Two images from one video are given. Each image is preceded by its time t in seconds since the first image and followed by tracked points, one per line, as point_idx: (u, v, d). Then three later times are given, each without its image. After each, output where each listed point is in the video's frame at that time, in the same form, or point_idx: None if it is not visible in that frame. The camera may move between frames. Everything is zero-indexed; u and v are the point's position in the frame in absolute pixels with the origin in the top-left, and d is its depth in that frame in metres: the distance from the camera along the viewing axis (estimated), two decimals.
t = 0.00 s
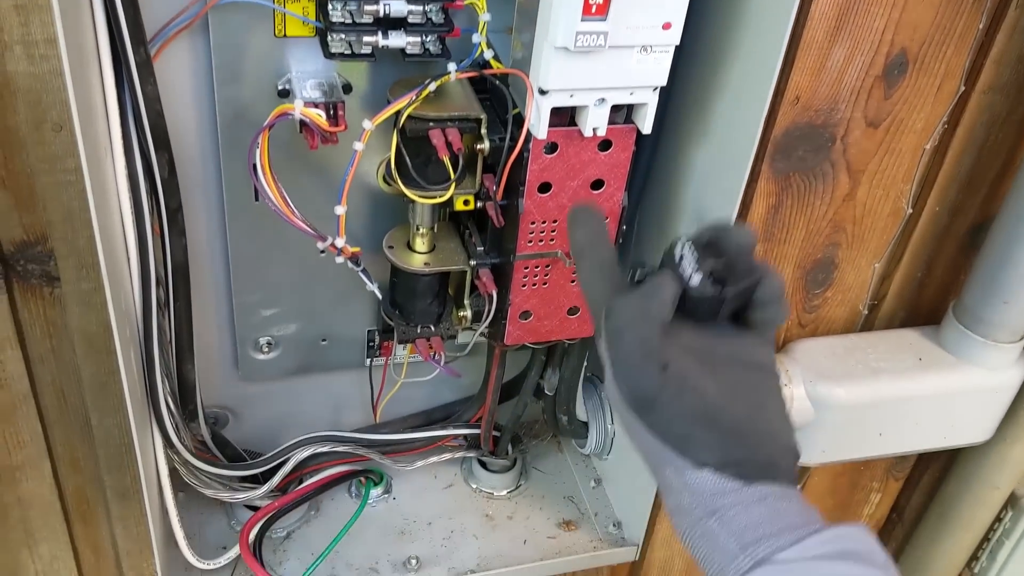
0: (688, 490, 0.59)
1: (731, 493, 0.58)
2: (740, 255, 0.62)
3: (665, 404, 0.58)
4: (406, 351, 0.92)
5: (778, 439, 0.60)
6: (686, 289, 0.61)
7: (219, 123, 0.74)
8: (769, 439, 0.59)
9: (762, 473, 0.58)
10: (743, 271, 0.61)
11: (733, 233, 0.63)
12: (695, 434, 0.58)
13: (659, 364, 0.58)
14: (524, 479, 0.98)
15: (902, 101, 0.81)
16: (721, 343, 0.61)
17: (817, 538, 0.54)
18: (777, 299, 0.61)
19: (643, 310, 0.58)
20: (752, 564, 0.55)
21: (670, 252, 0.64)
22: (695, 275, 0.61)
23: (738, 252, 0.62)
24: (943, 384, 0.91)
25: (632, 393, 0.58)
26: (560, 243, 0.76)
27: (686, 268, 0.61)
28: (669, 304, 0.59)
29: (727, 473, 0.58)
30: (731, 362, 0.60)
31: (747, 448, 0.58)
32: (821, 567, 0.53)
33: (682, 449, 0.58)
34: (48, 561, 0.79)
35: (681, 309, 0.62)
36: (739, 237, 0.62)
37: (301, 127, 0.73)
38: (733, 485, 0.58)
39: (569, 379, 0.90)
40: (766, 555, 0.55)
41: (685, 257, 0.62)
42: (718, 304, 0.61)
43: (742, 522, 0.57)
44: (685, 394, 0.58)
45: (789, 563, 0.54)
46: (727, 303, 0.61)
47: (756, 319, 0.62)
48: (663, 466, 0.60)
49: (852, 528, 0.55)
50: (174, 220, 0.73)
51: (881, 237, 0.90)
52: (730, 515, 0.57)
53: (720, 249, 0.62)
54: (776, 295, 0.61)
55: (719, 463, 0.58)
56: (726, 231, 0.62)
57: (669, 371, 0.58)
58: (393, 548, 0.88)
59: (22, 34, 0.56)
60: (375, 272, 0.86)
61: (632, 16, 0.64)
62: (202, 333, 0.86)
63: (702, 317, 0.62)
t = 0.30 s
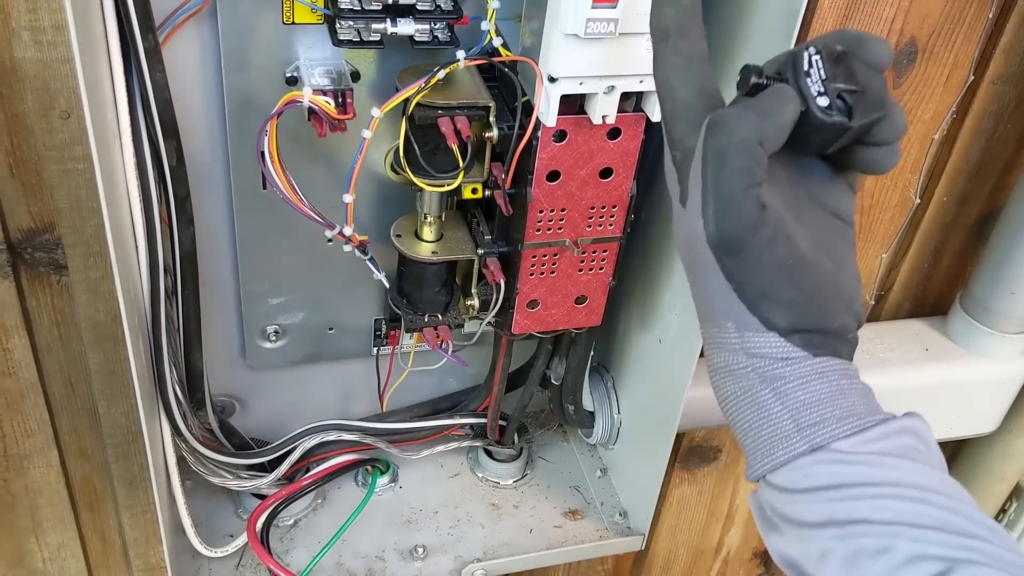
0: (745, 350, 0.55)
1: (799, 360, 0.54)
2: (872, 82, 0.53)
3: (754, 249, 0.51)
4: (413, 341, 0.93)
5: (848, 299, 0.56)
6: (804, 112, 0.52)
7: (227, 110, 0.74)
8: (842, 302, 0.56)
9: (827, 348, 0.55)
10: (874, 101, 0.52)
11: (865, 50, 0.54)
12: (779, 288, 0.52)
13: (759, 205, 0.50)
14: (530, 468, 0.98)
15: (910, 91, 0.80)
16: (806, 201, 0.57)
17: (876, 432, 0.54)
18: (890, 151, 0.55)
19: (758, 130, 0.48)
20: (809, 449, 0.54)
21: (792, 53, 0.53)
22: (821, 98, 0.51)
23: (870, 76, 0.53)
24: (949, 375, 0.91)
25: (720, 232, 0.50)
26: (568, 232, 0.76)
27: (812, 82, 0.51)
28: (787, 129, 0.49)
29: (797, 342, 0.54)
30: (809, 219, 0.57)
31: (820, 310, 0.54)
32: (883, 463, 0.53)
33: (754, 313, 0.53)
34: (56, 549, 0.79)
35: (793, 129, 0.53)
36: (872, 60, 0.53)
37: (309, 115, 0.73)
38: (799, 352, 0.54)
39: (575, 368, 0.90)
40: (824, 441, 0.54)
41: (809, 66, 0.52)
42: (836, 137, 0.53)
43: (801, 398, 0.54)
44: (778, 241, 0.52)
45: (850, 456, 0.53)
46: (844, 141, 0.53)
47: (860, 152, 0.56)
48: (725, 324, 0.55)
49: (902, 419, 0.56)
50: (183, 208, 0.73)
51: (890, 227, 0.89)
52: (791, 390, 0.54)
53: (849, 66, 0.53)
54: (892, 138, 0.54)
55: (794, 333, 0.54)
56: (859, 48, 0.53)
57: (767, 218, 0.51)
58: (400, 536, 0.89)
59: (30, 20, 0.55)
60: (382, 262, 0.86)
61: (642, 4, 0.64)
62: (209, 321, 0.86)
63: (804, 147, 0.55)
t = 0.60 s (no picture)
0: (703, 479, 0.60)
1: (750, 484, 0.59)
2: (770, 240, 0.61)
3: (688, 387, 0.58)
4: (414, 341, 0.93)
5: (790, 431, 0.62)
6: (711, 276, 0.61)
7: (230, 110, 0.74)
8: (782, 430, 0.61)
9: (776, 472, 0.59)
10: (769, 259, 0.61)
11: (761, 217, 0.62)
12: (716, 421, 0.59)
13: (685, 346, 0.58)
14: (531, 468, 0.98)
15: (910, 90, 0.80)
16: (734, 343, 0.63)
17: (830, 539, 0.57)
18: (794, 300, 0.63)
19: (671, 291, 0.57)
20: (768, 561, 0.57)
21: (696, 231, 0.62)
22: (723, 266, 0.60)
23: (763, 241, 0.60)
24: (949, 374, 0.91)
25: (657, 374, 0.58)
26: (569, 231, 0.76)
27: (714, 254, 0.60)
28: (697, 288, 0.58)
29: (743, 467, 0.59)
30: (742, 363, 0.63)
31: (763, 436, 0.59)
32: (836, 566, 0.55)
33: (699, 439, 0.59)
34: (58, 549, 0.79)
35: (705, 290, 0.63)
36: (767, 226, 0.61)
37: (311, 115, 0.73)
38: (750, 477, 0.59)
39: (575, 368, 0.90)
40: (781, 551, 0.57)
41: (710, 243, 0.61)
42: (742, 293, 0.62)
43: (757, 517, 0.58)
44: (707, 379, 0.59)
45: (804, 562, 0.56)
46: (750, 293, 0.62)
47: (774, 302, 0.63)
48: (681, 457, 0.61)
49: (861, 531, 0.59)
50: (185, 207, 0.73)
51: (889, 227, 0.90)
52: (746, 511, 0.59)
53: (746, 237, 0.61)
54: (793, 290, 0.63)
55: (736, 454, 0.59)
56: (752, 221, 0.61)
57: (695, 358, 0.58)
58: (402, 535, 0.89)
59: (33, 20, 0.56)
60: (384, 261, 0.87)
61: (644, 4, 0.64)
62: (211, 321, 0.86)
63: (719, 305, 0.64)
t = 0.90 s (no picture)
0: (734, 442, 0.58)
1: (786, 445, 0.57)
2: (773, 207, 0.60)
3: (705, 351, 0.57)
4: (414, 340, 0.93)
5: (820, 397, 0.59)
6: (717, 241, 0.58)
7: (230, 109, 0.74)
8: (815, 395, 0.58)
9: (808, 432, 0.57)
10: (777, 221, 0.59)
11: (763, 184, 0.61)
12: (739, 383, 0.57)
13: (697, 310, 0.57)
14: (531, 467, 0.98)
15: (910, 90, 0.80)
16: (753, 302, 0.60)
17: (868, 506, 0.54)
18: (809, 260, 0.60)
19: (675, 259, 0.56)
20: (801, 527, 0.55)
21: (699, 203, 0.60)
22: (727, 224, 0.58)
23: (768, 204, 0.59)
24: (949, 374, 0.91)
25: (672, 339, 0.57)
26: (569, 231, 0.76)
27: (717, 218, 0.58)
28: (703, 253, 0.57)
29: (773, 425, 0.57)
30: (765, 324, 0.59)
31: (789, 392, 0.57)
32: (873, 535, 0.53)
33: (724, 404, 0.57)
34: (58, 548, 0.79)
35: (713, 261, 0.60)
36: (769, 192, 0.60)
37: (311, 115, 0.73)
38: (785, 439, 0.57)
39: (575, 367, 0.90)
40: (815, 517, 0.55)
41: (713, 205, 0.59)
42: (752, 255, 0.59)
43: (792, 482, 0.56)
44: (726, 340, 0.57)
45: (838, 529, 0.53)
46: (761, 253, 0.58)
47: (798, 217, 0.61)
48: (709, 418, 0.59)
49: (897, 497, 0.57)
50: (185, 207, 0.73)
51: (889, 227, 0.90)
52: (782, 475, 0.56)
53: (752, 202, 0.59)
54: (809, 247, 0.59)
55: (763, 412, 0.57)
56: (753, 186, 0.59)
57: (708, 321, 0.57)
58: (402, 534, 0.89)
59: (33, 19, 0.56)
60: (384, 261, 0.87)
61: (644, 3, 0.64)
62: (211, 320, 0.86)
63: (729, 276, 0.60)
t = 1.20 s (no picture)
0: (764, 331, 0.60)
1: (817, 341, 0.60)
2: (836, 70, 0.61)
3: (754, 228, 0.57)
4: (414, 339, 0.93)
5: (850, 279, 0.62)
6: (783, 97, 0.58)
7: (231, 109, 0.74)
8: (849, 277, 0.61)
9: (842, 328, 0.60)
10: (841, 88, 0.60)
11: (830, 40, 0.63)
12: (787, 266, 0.58)
13: (749, 183, 0.56)
14: (531, 466, 0.99)
15: (909, 89, 0.80)
16: (792, 175, 0.65)
17: (893, 418, 0.58)
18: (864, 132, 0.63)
19: (735, 117, 0.55)
20: (827, 432, 0.59)
21: (759, 55, 0.60)
22: (793, 85, 0.58)
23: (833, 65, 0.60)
24: (948, 374, 0.91)
25: (719, 217, 0.57)
26: (569, 230, 0.76)
27: (782, 73, 0.58)
28: (762, 115, 0.56)
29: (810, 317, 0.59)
30: (799, 200, 0.64)
31: (829, 284, 0.60)
32: (900, 447, 0.57)
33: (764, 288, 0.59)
34: (59, 547, 0.80)
35: (773, 118, 0.59)
36: (835, 48, 0.63)
37: (312, 115, 0.74)
38: (818, 334, 0.60)
39: (575, 366, 0.90)
40: (841, 425, 0.59)
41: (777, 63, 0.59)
42: (813, 120, 0.59)
43: (821, 381, 0.59)
44: (776, 221, 0.58)
45: (864, 439, 0.58)
46: (823, 122, 0.60)
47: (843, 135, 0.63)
48: (743, 305, 0.61)
49: (923, 407, 0.61)
50: (186, 206, 0.74)
51: (888, 226, 0.90)
52: (811, 374, 0.60)
53: (815, 58, 0.61)
54: (867, 121, 0.62)
55: (800, 304, 0.60)
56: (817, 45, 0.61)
57: (760, 198, 0.57)
58: (402, 533, 0.89)
59: (35, 20, 0.56)
60: (384, 260, 0.87)
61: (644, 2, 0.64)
62: (212, 320, 0.87)
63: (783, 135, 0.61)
